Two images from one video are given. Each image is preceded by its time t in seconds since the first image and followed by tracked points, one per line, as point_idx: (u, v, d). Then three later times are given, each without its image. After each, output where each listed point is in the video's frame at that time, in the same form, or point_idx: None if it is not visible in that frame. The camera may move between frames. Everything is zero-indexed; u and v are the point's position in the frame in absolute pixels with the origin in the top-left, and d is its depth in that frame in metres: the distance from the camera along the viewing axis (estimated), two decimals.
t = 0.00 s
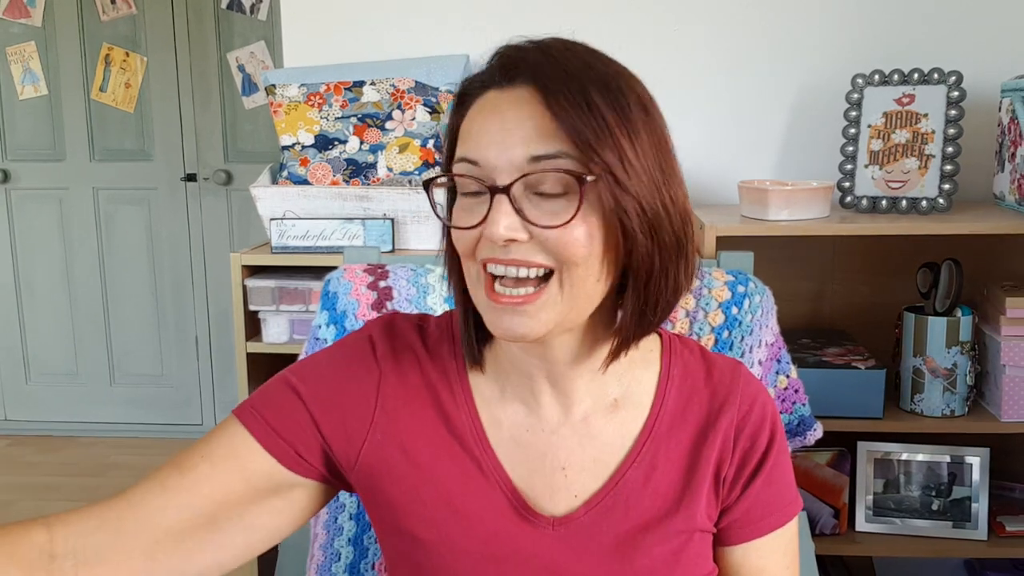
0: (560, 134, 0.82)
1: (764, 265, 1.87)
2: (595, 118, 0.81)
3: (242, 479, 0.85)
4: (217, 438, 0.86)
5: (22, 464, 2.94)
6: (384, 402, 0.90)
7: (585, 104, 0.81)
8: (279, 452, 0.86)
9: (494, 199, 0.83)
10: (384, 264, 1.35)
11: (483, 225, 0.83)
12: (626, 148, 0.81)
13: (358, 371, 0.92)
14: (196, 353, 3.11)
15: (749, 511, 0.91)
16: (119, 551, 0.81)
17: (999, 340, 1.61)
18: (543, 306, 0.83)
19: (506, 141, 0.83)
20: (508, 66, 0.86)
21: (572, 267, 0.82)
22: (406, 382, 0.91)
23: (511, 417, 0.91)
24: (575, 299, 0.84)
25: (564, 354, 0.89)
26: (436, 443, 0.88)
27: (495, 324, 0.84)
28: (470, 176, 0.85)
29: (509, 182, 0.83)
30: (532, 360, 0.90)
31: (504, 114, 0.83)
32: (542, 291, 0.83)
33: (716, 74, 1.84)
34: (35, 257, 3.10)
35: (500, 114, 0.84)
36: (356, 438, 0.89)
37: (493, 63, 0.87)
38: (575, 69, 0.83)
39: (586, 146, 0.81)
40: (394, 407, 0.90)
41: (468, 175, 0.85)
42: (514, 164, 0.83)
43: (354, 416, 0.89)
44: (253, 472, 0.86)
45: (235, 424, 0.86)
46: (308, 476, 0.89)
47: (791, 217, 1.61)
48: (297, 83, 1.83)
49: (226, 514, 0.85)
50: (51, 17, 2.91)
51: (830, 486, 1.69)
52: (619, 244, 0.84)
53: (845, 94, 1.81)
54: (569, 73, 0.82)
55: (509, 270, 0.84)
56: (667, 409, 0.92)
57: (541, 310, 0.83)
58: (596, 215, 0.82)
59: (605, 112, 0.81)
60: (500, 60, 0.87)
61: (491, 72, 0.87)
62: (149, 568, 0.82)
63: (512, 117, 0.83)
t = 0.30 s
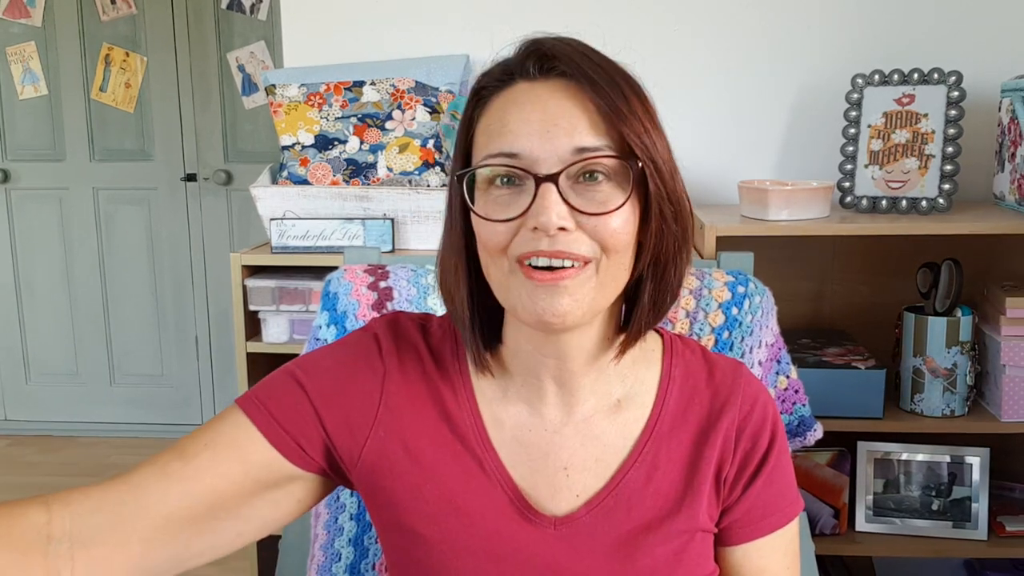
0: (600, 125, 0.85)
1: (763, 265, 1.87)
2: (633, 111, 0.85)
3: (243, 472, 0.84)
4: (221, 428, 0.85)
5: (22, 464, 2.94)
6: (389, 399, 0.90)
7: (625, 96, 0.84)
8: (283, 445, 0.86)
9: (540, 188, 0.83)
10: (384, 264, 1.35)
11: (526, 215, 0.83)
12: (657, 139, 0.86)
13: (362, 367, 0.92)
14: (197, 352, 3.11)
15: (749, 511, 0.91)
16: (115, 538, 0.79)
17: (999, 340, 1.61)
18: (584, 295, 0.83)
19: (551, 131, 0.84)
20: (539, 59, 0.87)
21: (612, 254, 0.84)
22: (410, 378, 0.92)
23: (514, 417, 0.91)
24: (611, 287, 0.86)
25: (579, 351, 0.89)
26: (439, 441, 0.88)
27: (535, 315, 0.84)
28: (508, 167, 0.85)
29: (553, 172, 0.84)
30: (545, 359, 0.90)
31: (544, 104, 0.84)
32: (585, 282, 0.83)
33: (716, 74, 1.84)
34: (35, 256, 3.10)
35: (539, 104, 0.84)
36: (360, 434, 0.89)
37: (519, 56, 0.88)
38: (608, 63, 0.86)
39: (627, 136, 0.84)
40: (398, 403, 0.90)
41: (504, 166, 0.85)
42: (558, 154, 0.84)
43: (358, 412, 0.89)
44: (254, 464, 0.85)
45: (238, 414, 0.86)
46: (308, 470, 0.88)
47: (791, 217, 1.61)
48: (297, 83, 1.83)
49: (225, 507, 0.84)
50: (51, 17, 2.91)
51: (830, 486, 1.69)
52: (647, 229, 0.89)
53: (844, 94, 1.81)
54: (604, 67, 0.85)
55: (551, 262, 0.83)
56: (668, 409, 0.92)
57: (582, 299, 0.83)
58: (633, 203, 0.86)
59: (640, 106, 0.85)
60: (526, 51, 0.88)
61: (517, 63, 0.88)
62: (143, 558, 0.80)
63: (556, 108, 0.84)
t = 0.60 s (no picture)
0: (602, 128, 0.85)
1: (763, 265, 1.87)
2: (635, 112, 0.85)
3: (246, 471, 0.84)
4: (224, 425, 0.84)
5: (22, 464, 2.94)
6: (391, 400, 0.90)
7: (626, 98, 0.84)
8: (287, 445, 0.86)
9: (542, 191, 0.83)
10: (384, 264, 1.35)
11: (529, 218, 0.83)
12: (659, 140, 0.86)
13: (367, 367, 0.91)
14: (197, 352, 3.11)
15: (750, 512, 0.91)
16: (119, 539, 0.78)
17: (999, 340, 1.61)
18: (588, 297, 0.84)
19: (553, 135, 0.84)
20: (540, 61, 0.87)
21: (616, 256, 0.85)
22: (414, 378, 0.92)
23: (516, 418, 0.91)
24: (614, 288, 0.86)
25: (582, 352, 0.89)
26: (441, 443, 0.88)
27: (538, 318, 0.84)
28: (510, 171, 0.84)
29: (556, 175, 0.84)
30: (546, 359, 0.90)
31: (545, 107, 0.84)
32: (588, 284, 0.84)
33: (716, 74, 1.84)
34: (35, 256, 3.10)
35: (541, 107, 0.84)
36: (363, 435, 0.88)
37: (521, 58, 0.88)
38: (609, 65, 0.86)
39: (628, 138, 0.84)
40: (402, 404, 0.89)
41: (506, 170, 0.85)
42: (560, 157, 0.84)
43: (361, 412, 0.89)
44: (259, 463, 0.85)
45: (241, 412, 0.86)
46: (311, 470, 0.88)
47: (791, 217, 1.61)
48: (297, 83, 1.84)
49: (228, 507, 0.84)
50: (52, 18, 2.91)
51: (830, 486, 1.69)
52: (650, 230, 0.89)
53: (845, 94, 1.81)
54: (606, 68, 0.85)
55: (554, 264, 0.84)
56: (670, 410, 0.92)
57: (586, 301, 0.84)
58: (635, 204, 0.86)
59: (641, 107, 0.85)
60: (527, 54, 0.88)
61: (518, 66, 0.88)
62: (147, 558, 0.80)
63: (558, 111, 0.84)
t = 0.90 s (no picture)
0: (540, 143, 0.79)
1: (763, 265, 1.87)
2: (576, 125, 0.78)
3: (246, 479, 0.83)
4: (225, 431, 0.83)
5: (22, 465, 2.94)
6: (397, 406, 0.89)
7: (564, 111, 0.78)
8: (288, 450, 0.85)
9: (478, 212, 0.81)
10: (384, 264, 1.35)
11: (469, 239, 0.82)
12: (609, 150, 0.79)
13: (369, 371, 0.91)
14: (197, 353, 3.11)
15: (756, 518, 0.91)
16: (117, 543, 0.78)
17: (999, 340, 1.61)
18: (535, 317, 0.81)
19: (488, 153, 0.80)
20: (490, 75, 0.83)
21: (562, 275, 0.80)
22: (416, 385, 0.91)
23: (520, 422, 0.91)
24: (569, 306, 0.82)
25: (566, 357, 0.88)
26: (447, 448, 0.88)
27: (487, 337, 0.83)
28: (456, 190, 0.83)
29: (491, 194, 0.81)
30: (535, 363, 0.89)
31: (485, 124, 0.81)
32: (534, 301, 0.81)
33: (716, 74, 1.84)
34: (35, 257, 3.10)
35: (480, 125, 0.81)
36: (367, 439, 0.88)
37: (477, 71, 0.85)
38: (555, 74, 0.80)
39: (566, 153, 0.78)
40: (405, 410, 0.89)
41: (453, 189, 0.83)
42: (496, 176, 0.80)
43: (365, 416, 0.88)
44: (260, 471, 0.84)
45: (241, 414, 0.84)
46: (314, 473, 0.88)
47: (791, 217, 1.61)
48: (297, 83, 1.83)
49: (228, 514, 0.84)
50: (51, 18, 2.91)
51: (830, 486, 1.69)
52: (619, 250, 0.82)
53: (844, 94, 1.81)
54: (549, 76, 0.80)
55: (498, 283, 0.81)
56: (677, 414, 0.92)
57: (534, 320, 0.81)
58: (582, 221, 0.80)
59: (586, 117, 0.78)
60: (481, 68, 0.85)
61: (472, 82, 0.85)
62: (144, 562, 0.80)
63: (494, 126, 0.80)
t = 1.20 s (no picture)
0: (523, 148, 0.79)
1: (763, 265, 1.87)
2: (558, 131, 0.78)
3: (239, 471, 0.83)
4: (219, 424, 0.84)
5: (22, 464, 2.93)
6: (394, 406, 0.89)
7: (547, 116, 0.78)
8: (286, 446, 0.85)
9: (461, 212, 0.81)
10: (384, 263, 1.35)
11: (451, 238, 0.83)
12: (590, 158, 0.78)
13: (365, 372, 0.90)
14: (197, 353, 3.11)
15: (759, 523, 0.91)
16: (109, 530, 0.79)
17: (999, 340, 1.61)
18: (513, 319, 0.81)
19: (472, 154, 0.81)
20: (481, 77, 0.83)
21: (539, 280, 0.80)
22: (413, 387, 0.90)
23: (518, 423, 0.90)
24: (547, 311, 0.82)
25: (550, 358, 0.88)
26: (446, 450, 0.88)
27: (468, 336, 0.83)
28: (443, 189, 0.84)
29: (474, 195, 0.81)
30: (526, 364, 0.89)
31: (471, 126, 0.81)
32: (514, 306, 0.81)
33: (716, 74, 1.84)
34: (35, 257, 3.10)
35: (468, 127, 0.82)
36: (365, 440, 0.88)
37: (471, 72, 0.85)
38: (544, 78, 0.80)
39: (545, 159, 0.78)
40: (402, 413, 0.89)
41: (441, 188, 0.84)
42: (478, 176, 0.81)
43: (362, 416, 0.88)
44: (254, 467, 0.84)
45: (238, 411, 0.84)
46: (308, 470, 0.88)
47: (791, 217, 1.61)
48: (297, 83, 1.83)
49: (220, 505, 0.84)
50: (51, 17, 2.91)
51: (830, 486, 1.69)
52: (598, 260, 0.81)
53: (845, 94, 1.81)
54: (537, 78, 0.80)
55: (479, 282, 0.82)
56: (679, 416, 0.92)
57: (511, 322, 0.81)
58: (559, 229, 0.80)
59: (569, 124, 0.78)
60: (476, 68, 0.85)
61: (466, 82, 0.85)
62: (135, 547, 0.80)
63: (480, 127, 0.81)
